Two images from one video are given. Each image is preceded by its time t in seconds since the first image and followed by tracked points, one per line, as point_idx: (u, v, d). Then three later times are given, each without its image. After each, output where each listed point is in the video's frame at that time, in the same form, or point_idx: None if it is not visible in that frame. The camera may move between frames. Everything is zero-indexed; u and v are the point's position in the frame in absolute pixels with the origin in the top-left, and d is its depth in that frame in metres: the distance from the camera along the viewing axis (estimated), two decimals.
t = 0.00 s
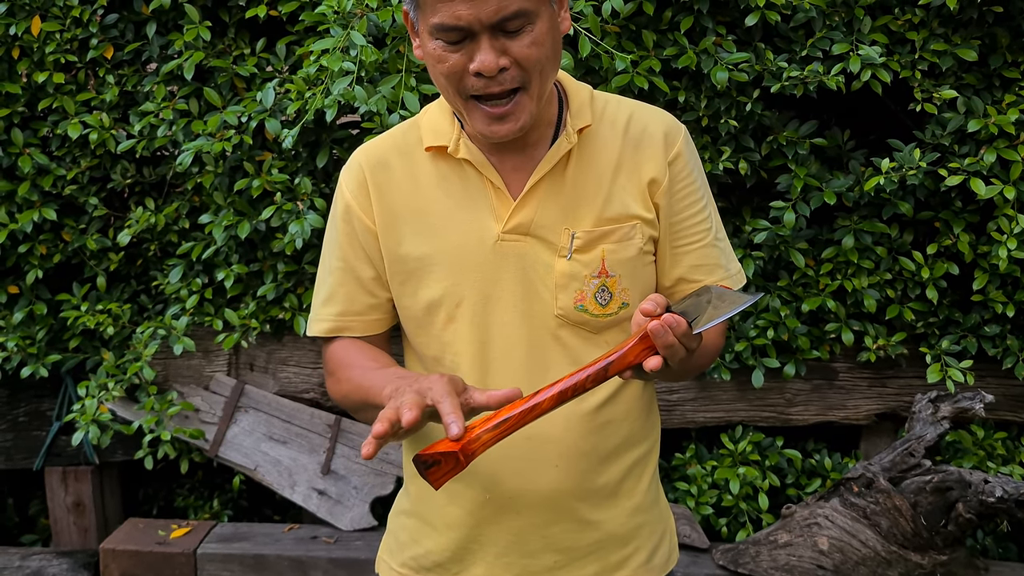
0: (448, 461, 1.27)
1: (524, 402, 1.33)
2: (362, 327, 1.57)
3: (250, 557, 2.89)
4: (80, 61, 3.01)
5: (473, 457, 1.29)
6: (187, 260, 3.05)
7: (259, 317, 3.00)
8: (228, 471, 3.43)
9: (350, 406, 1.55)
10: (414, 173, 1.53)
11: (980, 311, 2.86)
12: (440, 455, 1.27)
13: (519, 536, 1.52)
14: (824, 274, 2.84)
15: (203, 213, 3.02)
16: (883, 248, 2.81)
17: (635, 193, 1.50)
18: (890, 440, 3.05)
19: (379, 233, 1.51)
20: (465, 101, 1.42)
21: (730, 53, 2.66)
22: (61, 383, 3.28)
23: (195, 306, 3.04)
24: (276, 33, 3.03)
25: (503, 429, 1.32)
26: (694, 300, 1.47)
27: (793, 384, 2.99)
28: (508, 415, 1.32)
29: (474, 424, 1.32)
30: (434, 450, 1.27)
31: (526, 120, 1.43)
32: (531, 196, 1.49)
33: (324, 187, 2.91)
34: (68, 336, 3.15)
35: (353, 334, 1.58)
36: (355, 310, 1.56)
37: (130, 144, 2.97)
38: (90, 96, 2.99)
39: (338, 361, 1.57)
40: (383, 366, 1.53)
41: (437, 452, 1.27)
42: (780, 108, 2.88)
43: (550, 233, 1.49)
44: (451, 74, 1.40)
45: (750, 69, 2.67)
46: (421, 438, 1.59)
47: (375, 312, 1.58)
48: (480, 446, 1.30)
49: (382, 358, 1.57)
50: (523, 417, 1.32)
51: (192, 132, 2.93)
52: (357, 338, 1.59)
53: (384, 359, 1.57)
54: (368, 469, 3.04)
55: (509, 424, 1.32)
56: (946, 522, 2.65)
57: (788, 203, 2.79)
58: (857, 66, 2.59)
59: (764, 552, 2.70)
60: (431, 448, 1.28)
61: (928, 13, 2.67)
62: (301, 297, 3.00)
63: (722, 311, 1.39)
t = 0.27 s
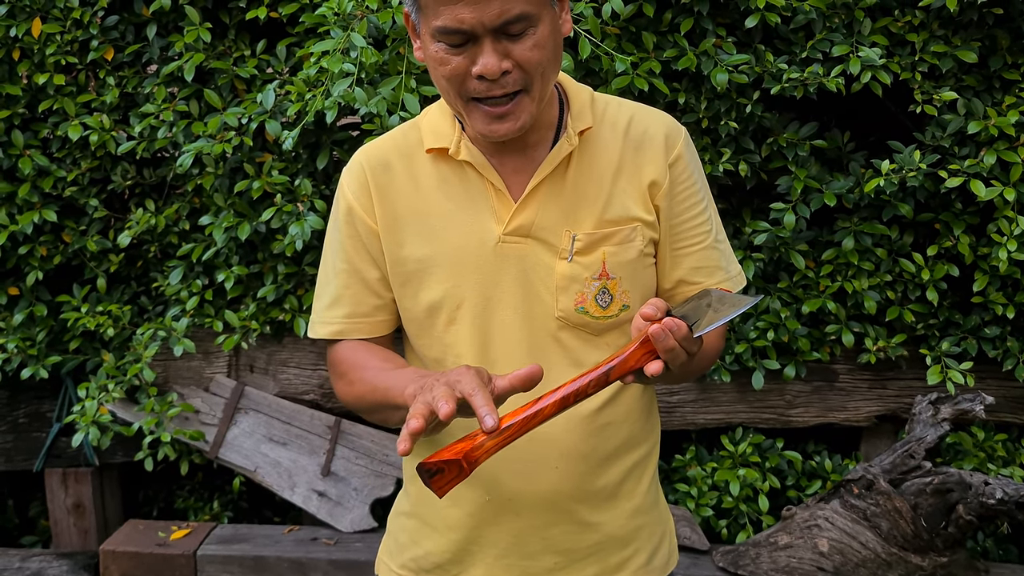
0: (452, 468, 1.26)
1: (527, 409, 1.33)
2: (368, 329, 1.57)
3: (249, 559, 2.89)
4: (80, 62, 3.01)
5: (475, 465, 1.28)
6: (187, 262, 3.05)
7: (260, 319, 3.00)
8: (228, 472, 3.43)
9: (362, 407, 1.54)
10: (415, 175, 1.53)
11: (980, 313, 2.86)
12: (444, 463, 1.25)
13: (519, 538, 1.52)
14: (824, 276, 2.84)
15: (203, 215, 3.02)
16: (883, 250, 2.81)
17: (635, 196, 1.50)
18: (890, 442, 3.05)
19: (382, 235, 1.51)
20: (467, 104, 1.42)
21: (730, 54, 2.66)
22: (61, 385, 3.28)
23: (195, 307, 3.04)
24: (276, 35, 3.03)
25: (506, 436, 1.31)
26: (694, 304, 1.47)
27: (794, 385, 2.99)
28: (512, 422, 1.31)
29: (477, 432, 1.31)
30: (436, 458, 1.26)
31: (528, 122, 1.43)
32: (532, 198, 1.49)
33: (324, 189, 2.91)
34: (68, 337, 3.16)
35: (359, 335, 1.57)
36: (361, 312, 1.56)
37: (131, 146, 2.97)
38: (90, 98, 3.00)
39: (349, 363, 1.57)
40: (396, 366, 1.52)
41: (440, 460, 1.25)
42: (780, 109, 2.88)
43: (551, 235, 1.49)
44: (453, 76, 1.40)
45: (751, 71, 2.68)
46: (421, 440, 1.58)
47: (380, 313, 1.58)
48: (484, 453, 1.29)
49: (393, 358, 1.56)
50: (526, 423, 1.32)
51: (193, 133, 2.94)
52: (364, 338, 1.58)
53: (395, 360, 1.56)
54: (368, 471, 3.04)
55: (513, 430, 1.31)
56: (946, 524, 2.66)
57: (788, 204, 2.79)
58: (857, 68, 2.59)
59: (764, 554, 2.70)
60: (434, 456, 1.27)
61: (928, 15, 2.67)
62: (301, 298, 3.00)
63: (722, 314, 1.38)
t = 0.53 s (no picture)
0: (453, 481, 1.18)
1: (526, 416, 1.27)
2: (380, 324, 1.55)
3: (250, 557, 2.89)
4: (80, 61, 3.01)
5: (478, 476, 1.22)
6: (187, 261, 3.05)
7: (260, 318, 3.00)
8: (228, 471, 3.44)
9: (384, 404, 1.49)
10: (416, 173, 1.53)
11: (980, 312, 2.86)
12: (444, 474, 1.19)
13: (519, 536, 1.52)
14: (824, 274, 2.84)
15: (203, 214, 3.02)
16: (883, 249, 2.81)
17: (635, 195, 1.50)
18: (890, 440, 3.05)
19: (386, 231, 1.51)
20: (469, 104, 1.42)
21: (730, 53, 2.66)
22: (61, 384, 3.29)
23: (195, 306, 3.04)
24: (276, 33, 3.03)
25: (506, 446, 1.25)
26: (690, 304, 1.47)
27: (794, 384, 2.99)
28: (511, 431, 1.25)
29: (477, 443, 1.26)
30: (437, 469, 1.19)
31: (530, 122, 1.43)
32: (532, 197, 1.49)
33: (324, 188, 2.91)
34: (69, 336, 3.16)
35: (372, 332, 1.55)
36: (372, 307, 1.54)
37: (131, 145, 2.97)
38: (90, 97, 3.00)
39: (367, 359, 1.52)
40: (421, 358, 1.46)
41: (441, 471, 1.18)
42: (780, 108, 2.88)
43: (551, 234, 1.49)
44: (456, 77, 1.40)
45: (750, 70, 2.68)
46: (420, 437, 1.59)
47: (390, 309, 1.56)
48: (485, 463, 1.23)
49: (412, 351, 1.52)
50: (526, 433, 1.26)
51: (193, 132, 2.94)
52: (376, 335, 1.56)
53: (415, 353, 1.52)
54: (368, 470, 3.04)
55: (512, 440, 1.25)
56: (946, 522, 2.65)
57: (788, 203, 2.79)
58: (857, 67, 2.59)
59: (764, 552, 2.70)
60: (434, 467, 1.20)
61: (928, 14, 2.67)
62: (301, 297, 3.00)
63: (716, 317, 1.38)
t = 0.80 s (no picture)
0: (448, 483, 1.25)
1: (521, 421, 1.30)
2: (392, 320, 1.53)
3: (251, 556, 2.90)
4: (81, 61, 3.01)
5: (473, 479, 1.27)
6: (188, 260, 3.06)
7: (260, 317, 3.01)
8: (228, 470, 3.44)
9: (407, 398, 1.47)
10: (417, 172, 1.53)
11: (981, 310, 2.86)
12: (440, 478, 1.25)
13: (520, 534, 1.52)
14: (824, 273, 2.84)
15: (204, 213, 3.02)
16: (883, 247, 2.81)
17: (635, 194, 1.50)
18: (890, 439, 3.05)
19: (390, 229, 1.51)
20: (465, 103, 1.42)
21: (730, 52, 2.66)
22: (62, 382, 3.29)
23: (196, 305, 3.04)
24: (277, 32, 3.03)
25: (502, 449, 1.29)
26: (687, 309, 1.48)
27: (794, 383, 3.00)
28: (507, 435, 1.29)
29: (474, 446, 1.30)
30: (433, 472, 1.25)
31: (525, 121, 1.43)
32: (533, 196, 1.50)
33: (325, 186, 2.91)
34: (70, 335, 3.16)
35: (384, 328, 1.53)
36: (383, 302, 1.52)
37: (131, 144, 2.98)
38: (91, 96, 3.00)
39: (384, 354, 1.50)
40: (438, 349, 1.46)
41: (437, 474, 1.25)
42: (781, 107, 2.88)
43: (552, 233, 1.49)
44: (451, 76, 1.40)
45: (750, 69, 2.68)
46: (421, 435, 1.59)
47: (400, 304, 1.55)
48: (481, 466, 1.27)
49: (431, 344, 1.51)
50: (521, 437, 1.30)
51: (193, 131, 2.94)
52: (388, 331, 1.54)
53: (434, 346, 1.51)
54: (369, 468, 3.04)
55: (508, 444, 1.29)
56: (946, 521, 2.64)
57: (788, 202, 2.79)
58: (858, 66, 2.59)
59: (764, 551, 2.70)
60: (431, 471, 1.26)
61: (929, 12, 2.67)
62: (301, 296, 3.00)
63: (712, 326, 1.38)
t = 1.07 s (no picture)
0: (454, 479, 1.21)
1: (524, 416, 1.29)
2: (377, 325, 1.55)
3: (251, 556, 2.90)
4: (81, 61, 3.02)
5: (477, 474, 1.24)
6: (188, 260, 3.06)
7: (261, 317, 3.01)
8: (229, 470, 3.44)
9: (380, 405, 1.49)
10: (415, 174, 1.53)
11: (981, 311, 2.86)
12: (445, 473, 1.21)
13: (519, 533, 1.52)
14: (825, 274, 2.84)
15: (204, 213, 3.03)
16: (884, 248, 2.81)
17: (634, 194, 1.50)
18: (891, 439, 3.05)
19: (385, 233, 1.51)
20: (462, 103, 1.42)
21: (730, 52, 2.66)
22: (63, 382, 3.29)
23: (196, 305, 3.04)
24: (277, 32, 3.03)
25: (505, 444, 1.27)
26: (688, 303, 1.47)
27: (794, 383, 2.99)
28: (511, 429, 1.27)
29: (477, 441, 1.27)
30: (437, 467, 1.22)
31: (523, 121, 1.42)
32: (531, 196, 1.50)
33: (325, 187, 2.91)
34: (70, 335, 3.16)
35: (369, 333, 1.55)
36: (369, 308, 1.54)
37: (132, 144, 2.98)
38: (91, 96, 3.00)
39: (362, 360, 1.53)
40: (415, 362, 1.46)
41: (443, 469, 1.21)
42: (781, 107, 2.88)
43: (550, 234, 1.49)
44: (449, 76, 1.40)
45: (751, 69, 2.67)
46: (420, 435, 1.59)
47: (388, 310, 1.56)
48: (485, 462, 1.24)
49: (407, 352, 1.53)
50: (525, 430, 1.28)
51: (193, 131, 2.94)
52: (374, 336, 1.56)
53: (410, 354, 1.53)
54: (369, 468, 3.04)
55: (512, 438, 1.27)
56: (947, 522, 2.64)
57: (788, 202, 2.79)
58: (858, 66, 2.59)
59: (765, 551, 2.70)
60: (435, 466, 1.22)
61: (929, 12, 2.67)
62: (301, 296, 3.00)
63: (714, 320, 1.38)
